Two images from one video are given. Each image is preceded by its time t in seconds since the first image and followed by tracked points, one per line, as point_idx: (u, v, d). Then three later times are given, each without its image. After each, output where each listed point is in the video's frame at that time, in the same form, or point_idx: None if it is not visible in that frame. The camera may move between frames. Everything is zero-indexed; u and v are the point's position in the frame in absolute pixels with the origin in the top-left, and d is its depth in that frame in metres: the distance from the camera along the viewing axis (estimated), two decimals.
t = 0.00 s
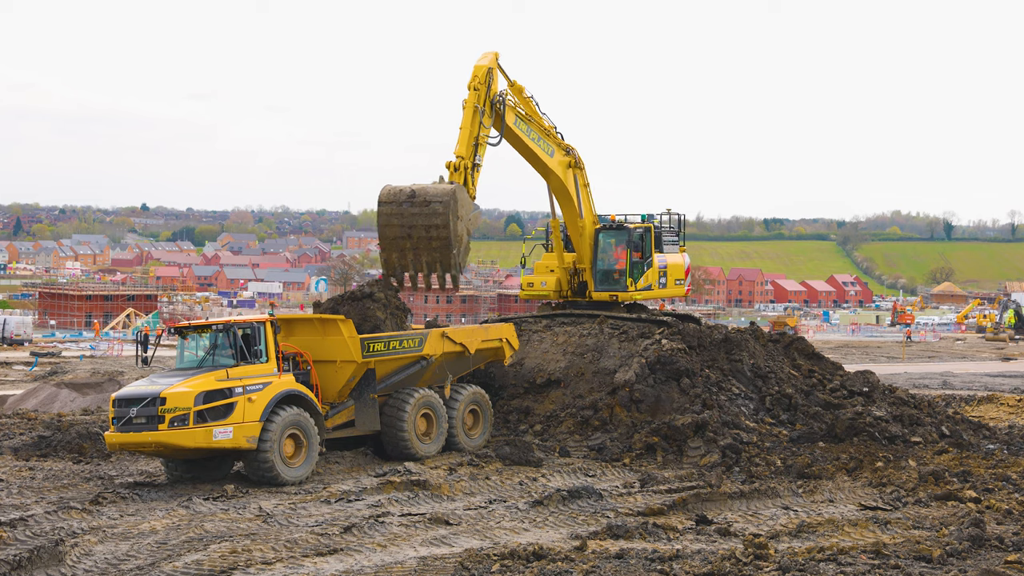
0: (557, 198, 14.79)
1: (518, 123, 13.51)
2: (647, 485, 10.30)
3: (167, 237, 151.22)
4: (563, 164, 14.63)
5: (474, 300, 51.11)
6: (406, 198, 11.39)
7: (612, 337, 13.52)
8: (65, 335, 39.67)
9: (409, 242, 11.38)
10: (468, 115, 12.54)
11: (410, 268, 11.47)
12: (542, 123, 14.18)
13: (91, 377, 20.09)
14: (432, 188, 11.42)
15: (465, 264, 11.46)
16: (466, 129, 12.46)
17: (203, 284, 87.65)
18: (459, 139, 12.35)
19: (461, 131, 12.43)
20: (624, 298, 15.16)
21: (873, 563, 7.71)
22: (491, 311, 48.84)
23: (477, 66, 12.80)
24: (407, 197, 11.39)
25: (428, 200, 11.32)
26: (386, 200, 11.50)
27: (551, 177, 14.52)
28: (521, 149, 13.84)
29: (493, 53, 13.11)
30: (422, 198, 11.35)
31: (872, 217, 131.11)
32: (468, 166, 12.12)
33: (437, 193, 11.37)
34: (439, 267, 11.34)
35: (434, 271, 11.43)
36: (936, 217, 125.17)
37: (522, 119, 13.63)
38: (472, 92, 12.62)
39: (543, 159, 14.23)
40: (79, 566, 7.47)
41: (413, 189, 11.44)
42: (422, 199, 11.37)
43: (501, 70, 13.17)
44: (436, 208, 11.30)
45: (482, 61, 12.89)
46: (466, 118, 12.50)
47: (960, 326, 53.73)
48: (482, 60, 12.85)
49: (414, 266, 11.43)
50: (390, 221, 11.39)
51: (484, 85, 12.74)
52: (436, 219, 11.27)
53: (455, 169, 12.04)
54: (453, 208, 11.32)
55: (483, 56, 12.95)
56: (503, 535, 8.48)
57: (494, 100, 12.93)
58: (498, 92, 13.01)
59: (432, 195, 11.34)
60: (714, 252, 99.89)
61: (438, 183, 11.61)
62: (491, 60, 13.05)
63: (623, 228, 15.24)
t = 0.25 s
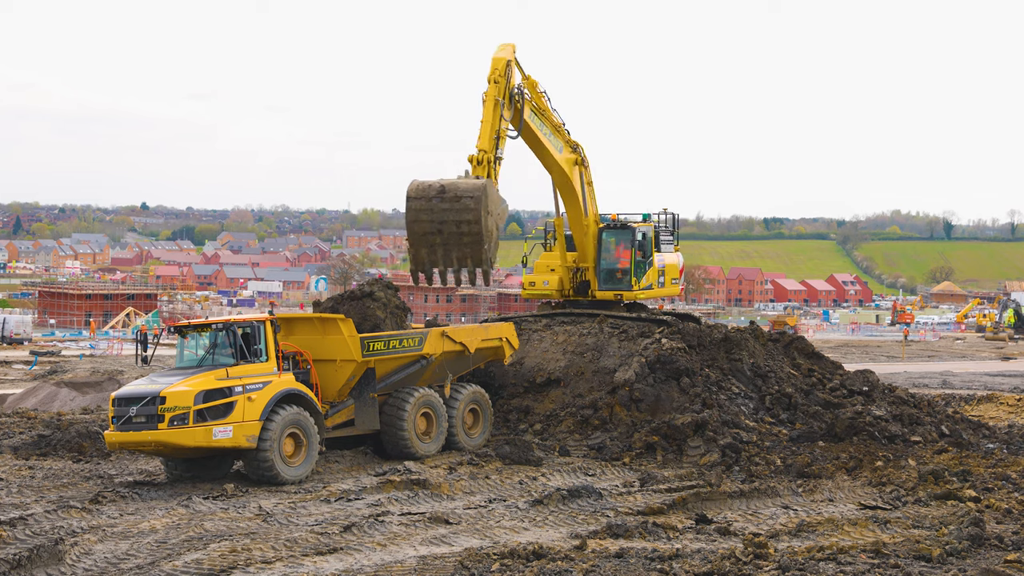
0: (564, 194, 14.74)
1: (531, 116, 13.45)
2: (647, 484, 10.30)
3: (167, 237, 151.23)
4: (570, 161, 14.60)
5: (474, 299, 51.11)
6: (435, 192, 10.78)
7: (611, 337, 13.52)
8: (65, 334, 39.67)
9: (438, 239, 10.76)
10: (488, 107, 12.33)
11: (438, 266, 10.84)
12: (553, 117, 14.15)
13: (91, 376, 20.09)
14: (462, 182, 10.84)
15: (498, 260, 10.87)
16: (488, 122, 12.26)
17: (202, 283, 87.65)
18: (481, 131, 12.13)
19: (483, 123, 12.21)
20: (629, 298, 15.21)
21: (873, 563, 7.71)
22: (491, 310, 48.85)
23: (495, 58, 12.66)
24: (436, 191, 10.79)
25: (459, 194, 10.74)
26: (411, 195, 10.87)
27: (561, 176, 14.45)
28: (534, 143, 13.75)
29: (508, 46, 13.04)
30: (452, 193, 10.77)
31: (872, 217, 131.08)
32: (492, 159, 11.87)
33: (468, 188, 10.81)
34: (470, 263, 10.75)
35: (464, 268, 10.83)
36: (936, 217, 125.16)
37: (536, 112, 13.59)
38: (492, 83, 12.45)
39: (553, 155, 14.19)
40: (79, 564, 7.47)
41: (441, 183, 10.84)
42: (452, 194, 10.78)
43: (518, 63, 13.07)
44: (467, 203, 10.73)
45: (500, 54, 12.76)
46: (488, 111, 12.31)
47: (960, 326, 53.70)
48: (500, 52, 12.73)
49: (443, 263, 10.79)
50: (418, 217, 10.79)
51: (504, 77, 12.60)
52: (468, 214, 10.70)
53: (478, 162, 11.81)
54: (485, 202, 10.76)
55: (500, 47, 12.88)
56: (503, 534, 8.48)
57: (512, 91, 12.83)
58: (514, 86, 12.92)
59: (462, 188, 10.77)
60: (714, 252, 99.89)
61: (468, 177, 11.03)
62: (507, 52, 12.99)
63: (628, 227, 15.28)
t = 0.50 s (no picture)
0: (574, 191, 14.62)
1: (548, 112, 13.33)
2: (646, 483, 10.30)
3: (167, 235, 151.25)
4: (580, 159, 14.48)
5: (474, 298, 51.13)
6: (468, 192, 10.63)
7: (611, 336, 13.52)
8: (65, 333, 39.70)
9: (473, 238, 10.64)
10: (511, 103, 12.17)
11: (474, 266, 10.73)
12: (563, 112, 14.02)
13: (90, 374, 20.09)
14: (495, 181, 10.68)
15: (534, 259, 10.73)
16: (511, 118, 12.08)
17: (202, 282, 87.67)
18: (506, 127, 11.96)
19: (506, 119, 12.03)
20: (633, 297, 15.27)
21: (872, 562, 7.71)
22: (491, 309, 48.89)
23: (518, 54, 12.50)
24: (469, 190, 10.63)
25: (493, 193, 10.59)
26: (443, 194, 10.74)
27: (574, 175, 14.28)
28: (553, 142, 13.56)
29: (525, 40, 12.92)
30: (486, 192, 10.61)
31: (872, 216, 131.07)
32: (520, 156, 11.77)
33: (502, 186, 10.64)
34: (505, 262, 10.63)
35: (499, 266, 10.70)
36: (936, 216, 125.16)
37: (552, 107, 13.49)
38: (515, 78, 12.27)
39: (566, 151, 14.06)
40: (78, 563, 7.47)
41: (474, 182, 10.68)
42: (486, 192, 10.63)
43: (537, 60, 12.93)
44: (502, 203, 10.57)
45: (523, 49, 12.60)
46: (511, 106, 12.14)
47: (960, 325, 53.68)
48: (521, 48, 12.57)
49: (478, 263, 10.65)
50: (451, 217, 10.66)
51: (528, 73, 12.44)
52: (503, 213, 10.56)
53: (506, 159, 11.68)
54: (520, 201, 10.59)
55: (520, 41, 12.72)
56: (503, 533, 8.48)
57: (533, 87, 12.68)
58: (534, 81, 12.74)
59: (496, 187, 10.61)
60: (714, 250, 99.91)
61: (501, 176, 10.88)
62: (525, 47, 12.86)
63: (632, 225, 15.31)
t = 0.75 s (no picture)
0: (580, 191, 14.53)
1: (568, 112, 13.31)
2: (646, 482, 10.30)
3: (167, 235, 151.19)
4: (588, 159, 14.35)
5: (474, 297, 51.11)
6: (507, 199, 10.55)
7: (611, 335, 13.52)
8: (65, 332, 39.70)
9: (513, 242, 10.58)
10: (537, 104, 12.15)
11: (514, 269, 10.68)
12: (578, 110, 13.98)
13: (90, 374, 20.08)
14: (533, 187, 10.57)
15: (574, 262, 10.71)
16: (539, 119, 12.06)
17: (202, 281, 87.66)
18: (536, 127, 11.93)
19: (535, 120, 12.00)
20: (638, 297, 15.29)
21: (872, 561, 7.71)
22: (491, 308, 48.90)
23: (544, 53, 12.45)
24: (508, 197, 10.55)
25: (532, 200, 10.53)
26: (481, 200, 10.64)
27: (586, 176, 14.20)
28: (570, 143, 13.44)
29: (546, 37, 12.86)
30: (524, 198, 10.53)
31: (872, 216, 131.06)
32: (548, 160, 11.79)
33: (541, 192, 10.59)
34: (545, 268, 10.57)
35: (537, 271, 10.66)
36: (936, 216, 125.16)
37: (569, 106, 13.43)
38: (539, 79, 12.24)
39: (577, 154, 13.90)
40: (78, 562, 7.47)
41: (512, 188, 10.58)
42: (523, 199, 10.56)
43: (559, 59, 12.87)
44: (542, 208, 10.53)
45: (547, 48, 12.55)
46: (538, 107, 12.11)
47: (960, 324, 53.67)
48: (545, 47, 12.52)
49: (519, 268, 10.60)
50: (491, 223, 10.58)
51: (552, 72, 12.41)
52: (544, 220, 10.51)
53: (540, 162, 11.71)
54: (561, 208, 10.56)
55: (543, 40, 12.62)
56: (502, 532, 8.48)
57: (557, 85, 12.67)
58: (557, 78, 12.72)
59: (535, 194, 10.55)
60: (714, 250, 99.91)
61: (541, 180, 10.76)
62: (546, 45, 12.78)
63: (637, 225, 15.32)
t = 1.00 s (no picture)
0: (579, 184, 14.91)
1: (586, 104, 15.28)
2: (646, 481, 10.31)
3: (167, 233, 151.16)
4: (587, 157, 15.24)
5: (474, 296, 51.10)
6: (555, 205, 13.87)
7: (611, 333, 13.52)
8: (65, 330, 39.72)
9: (556, 244, 14.22)
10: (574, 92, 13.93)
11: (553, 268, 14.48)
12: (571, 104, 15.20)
13: (90, 372, 20.08)
14: (578, 195, 13.85)
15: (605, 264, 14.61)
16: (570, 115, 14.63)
17: (202, 279, 87.66)
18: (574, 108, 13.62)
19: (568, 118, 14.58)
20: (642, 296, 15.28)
21: (872, 559, 7.72)
22: (490, 307, 48.91)
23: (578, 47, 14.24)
24: (556, 203, 13.88)
25: (579, 207, 13.86)
26: (532, 207, 13.96)
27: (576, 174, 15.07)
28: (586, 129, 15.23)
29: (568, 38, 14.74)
30: (570, 205, 13.87)
31: (872, 215, 131.04)
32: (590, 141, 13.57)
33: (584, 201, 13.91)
34: (585, 270, 14.44)
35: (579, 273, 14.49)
36: (936, 215, 125.15)
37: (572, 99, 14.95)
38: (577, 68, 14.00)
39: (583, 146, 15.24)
40: (78, 561, 7.48)
41: (559, 197, 13.91)
42: (570, 206, 13.90)
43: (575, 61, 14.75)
44: (586, 215, 13.90)
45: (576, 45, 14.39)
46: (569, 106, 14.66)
47: (959, 323, 53.67)
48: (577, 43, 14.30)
49: (561, 266, 14.41)
50: (541, 225, 13.99)
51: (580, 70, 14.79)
52: (587, 225, 13.99)
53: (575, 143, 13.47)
54: (601, 213, 13.91)
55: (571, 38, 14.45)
56: (502, 531, 8.49)
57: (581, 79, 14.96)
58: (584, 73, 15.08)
59: (579, 202, 13.86)
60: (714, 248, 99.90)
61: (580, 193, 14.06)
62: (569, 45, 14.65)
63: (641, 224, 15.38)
